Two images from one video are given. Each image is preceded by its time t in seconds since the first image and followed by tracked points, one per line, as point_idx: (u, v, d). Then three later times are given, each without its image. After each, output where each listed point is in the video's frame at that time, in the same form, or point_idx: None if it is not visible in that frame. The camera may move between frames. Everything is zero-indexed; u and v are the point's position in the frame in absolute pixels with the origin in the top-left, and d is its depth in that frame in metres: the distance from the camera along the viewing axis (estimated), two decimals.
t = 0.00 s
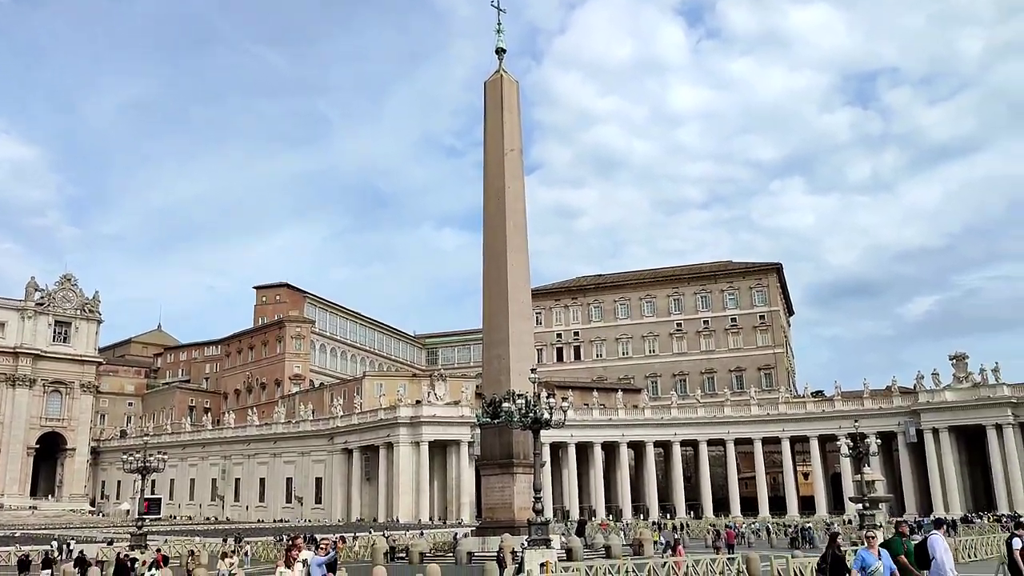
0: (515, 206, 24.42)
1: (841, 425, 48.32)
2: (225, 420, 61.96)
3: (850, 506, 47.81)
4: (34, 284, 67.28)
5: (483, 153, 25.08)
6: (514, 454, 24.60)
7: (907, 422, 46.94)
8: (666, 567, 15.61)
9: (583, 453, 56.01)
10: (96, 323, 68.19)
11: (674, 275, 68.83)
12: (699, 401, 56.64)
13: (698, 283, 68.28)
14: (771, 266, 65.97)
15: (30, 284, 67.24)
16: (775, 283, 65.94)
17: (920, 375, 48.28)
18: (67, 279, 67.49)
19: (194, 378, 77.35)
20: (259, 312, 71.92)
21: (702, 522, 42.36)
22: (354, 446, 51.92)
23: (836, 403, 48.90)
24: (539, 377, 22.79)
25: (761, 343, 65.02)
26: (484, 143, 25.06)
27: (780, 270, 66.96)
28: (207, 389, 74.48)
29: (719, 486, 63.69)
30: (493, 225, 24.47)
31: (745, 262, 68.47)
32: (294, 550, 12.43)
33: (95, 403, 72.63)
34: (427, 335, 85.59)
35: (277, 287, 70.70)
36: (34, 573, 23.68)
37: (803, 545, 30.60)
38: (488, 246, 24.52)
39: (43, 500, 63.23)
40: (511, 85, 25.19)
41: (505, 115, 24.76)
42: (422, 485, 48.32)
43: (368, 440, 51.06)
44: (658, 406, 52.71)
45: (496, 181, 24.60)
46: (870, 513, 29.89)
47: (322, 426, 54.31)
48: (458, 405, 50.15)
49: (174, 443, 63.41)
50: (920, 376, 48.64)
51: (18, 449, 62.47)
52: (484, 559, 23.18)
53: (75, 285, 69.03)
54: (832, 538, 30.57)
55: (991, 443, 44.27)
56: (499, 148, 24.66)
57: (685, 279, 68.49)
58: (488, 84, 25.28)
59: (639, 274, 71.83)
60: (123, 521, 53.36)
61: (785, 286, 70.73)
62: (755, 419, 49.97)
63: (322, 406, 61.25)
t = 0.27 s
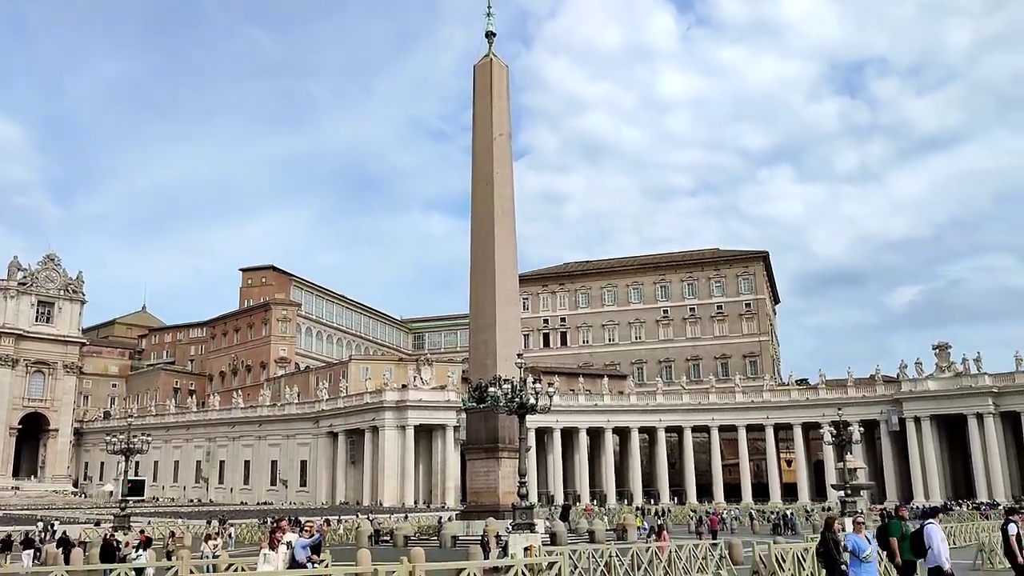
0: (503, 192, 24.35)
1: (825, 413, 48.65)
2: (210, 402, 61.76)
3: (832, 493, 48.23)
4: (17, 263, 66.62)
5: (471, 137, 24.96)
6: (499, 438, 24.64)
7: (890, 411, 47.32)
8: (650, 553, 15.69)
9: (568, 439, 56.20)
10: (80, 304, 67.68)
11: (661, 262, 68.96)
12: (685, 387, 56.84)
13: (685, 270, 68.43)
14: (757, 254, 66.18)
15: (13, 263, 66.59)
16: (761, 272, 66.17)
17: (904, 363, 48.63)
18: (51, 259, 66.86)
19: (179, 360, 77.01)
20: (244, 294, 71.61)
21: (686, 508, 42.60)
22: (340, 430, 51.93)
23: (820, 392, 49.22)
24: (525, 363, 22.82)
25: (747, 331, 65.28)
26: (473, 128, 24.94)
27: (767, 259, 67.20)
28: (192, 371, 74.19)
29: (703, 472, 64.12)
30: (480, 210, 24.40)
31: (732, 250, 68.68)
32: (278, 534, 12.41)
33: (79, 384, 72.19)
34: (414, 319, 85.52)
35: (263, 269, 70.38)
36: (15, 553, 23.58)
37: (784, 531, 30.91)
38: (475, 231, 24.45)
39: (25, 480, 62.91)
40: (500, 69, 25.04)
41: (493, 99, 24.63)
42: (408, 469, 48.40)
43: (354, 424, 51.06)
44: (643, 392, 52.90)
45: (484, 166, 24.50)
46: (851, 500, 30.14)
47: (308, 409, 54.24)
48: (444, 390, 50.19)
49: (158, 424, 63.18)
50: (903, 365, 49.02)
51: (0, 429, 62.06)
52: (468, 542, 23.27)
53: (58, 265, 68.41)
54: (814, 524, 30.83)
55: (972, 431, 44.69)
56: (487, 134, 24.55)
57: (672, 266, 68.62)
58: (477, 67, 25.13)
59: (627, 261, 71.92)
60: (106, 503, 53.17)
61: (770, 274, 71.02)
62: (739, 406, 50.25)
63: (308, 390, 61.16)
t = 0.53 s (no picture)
0: (492, 175, 24.27)
1: (810, 399, 48.92)
2: (196, 383, 61.57)
3: (817, 478, 48.60)
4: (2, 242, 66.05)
5: (461, 120, 24.83)
6: (487, 422, 24.70)
7: (875, 397, 47.66)
8: (635, 535, 15.80)
9: (555, 423, 56.38)
10: (65, 284, 67.22)
11: (650, 248, 69.03)
12: (672, 372, 57.08)
13: (674, 256, 68.51)
14: (746, 241, 66.30)
15: None
16: (749, 258, 66.31)
17: (890, 350, 48.94)
18: (36, 238, 66.32)
19: (165, 341, 76.73)
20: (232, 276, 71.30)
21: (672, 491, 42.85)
22: (327, 412, 51.95)
23: (806, 377, 49.50)
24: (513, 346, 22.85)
25: (735, 317, 65.52)
26: (463, 110, 24.81)
27: (755, 245, 67.35)
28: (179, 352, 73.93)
29: (689, 457, 64.48)
30: (470, 192, 24.32)
31: (721, 236, 68.79)
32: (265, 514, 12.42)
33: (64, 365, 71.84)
34: (402, 302, 85.39)
35: (251, 251, 70.06)
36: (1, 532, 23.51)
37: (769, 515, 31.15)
38: (464, 213, 24.38)
39: (11, 460, 62.69)
40: (491, 51, 24.88)
41: (484, 81, 24.50)
42: (395, 452, 48.47)
43: (341, 406, 51.06)
44: (631, 377, 53.07)
45: (474, 148, 24.40)
46: (835, 485, 30.43)
47: (295, 391, 54.17)
48: (432, 373, 50.22)
49: (145, 405, 62.98)
50: (889, 351, 49.33)
51: None
52: (455, 524, 23.36)
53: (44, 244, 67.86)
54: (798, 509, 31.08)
55: (955, 418, 45.09)
56: (477, 116, 24.44)
57: (661, 252, 68.70)
58: (468, 49, 24.97)
59: (616, 246, 71.96)
60: (92, 483, 53.05)
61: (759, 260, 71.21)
62: (726, 392, 50.50)
63: (295, 371, 61.06)
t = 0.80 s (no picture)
0: (485, 159, 24.20)
1: (800, 385, 49.17)
2: (186, 366, 61.47)
3: (805, 464, 48.94)
4: None
5: (454, 104, 24.72)
6: (478, 406, 24.78)
7: (863, 383, 47.93)
8: (624, 519, 15.90)
9: (546, 407, 56.57)
10: (54, 265, 66.87)
11: (641, 234, 69.07)
12: (662, 358, 57.26)
13: (665, 242, 68.58)
14: (737, 227, 66.41)
15: None
16: (741, 244, 66.43)
17: (879, 337, 49.20)
18: (24, 219, 65.90)
19: (156, 324, 76.50)
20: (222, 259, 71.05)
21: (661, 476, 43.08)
22: (318, 395, 52.01)
23: (795, 364, 49.74)
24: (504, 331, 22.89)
25: (725, 303, 65.68)
26: (455, 94, 24.71)
27: (746, 232, 67.47)
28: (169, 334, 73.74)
29: (678, 442, 64.80)
30: (462, 177, 24.26)
31: (712, 223, 68.89)
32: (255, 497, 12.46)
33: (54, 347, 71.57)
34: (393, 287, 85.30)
35: (242, 233, 69.79)
36: None
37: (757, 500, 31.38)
38: (456, 198, 24.33)
39: None
40: (484, 34, 24.75)
41: (477, 65, 24.37)
42: (385, 435, 48.58)
43: (332, 389, 51.11)
44: (621, 362, 53.24)
45: (467, 133, 24.31)
46: (823, 470, 30.63)
47: (285, 374, 54.16)
48: (423, 357, 50.27)
49: (135, 387, 62.85)
50: (878, 338, 49.59)
51: None
52: (445, 508, 23.46)
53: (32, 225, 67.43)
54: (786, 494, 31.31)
55: (942, 404, 45.43)
56: (469, 100, 24.34)
57: (652, 238, 68.76)
58: (461, 32, 24.82)
59: (608, 231, 71.99)
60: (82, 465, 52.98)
61: (750, 247, 71.36)
62: (716, 377, 50.72)
63: (286, 355, 61.01)
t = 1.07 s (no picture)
0: (479, 143, 24.12)
1: (792, 370, 49.35)
2: (180, 348, 61.39)
3: (797, 448, 49.20)
4: None
5: (448, 88, 24.60)
6: (471, 389, 24.86)
7: (855, 369, 48.12)
8: (616, 503, 15.98)
9: (539, 391, 56.73)
10: (47, 247, 66.58)
11: (636, 218, 69.03)
12: (656, 343, 57.35)
13: (660, 227, 68.56)
14: (732, 213, 66.42)
15: None
16: (735, 230, 66.44)
17: (871, 323, 49.37)
18: (16, 200, 65.53)
19: (149, 306, 76.32)
20: (216, 241, 70.83)
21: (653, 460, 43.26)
22: (312, 378, 52.07)
23: (788, 349, 49.89)
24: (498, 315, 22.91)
25: (719, 288, 65.77)
26: (450, 77, 24.57)
27: (741, 217, 67.47)
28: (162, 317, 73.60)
29: (670, 427, 65.10)
30: (456, 161, 24.17)
31: (707, 208, 68.88)
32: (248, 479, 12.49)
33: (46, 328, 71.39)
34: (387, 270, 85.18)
35: (235, 216, 69.55)
36: None
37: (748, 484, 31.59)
38: (450, 182, 24.25)
39: None
40: (479, 17, 24.60)
41: (472, 47, 24.22)
42: (379, 418, 48.69)
43: (325, 372, 51.17)
44: (614, 347, 53.34)
45: (462, 116, 24.19)
46: (814, 455, 30.79)
47: (279, 356, 54.15)
48: (417, 340, 50.28)
49: (128, 369, 62.76)
50: (871, 324, 49.76)
51: None
52: (438, 492, 23.56)
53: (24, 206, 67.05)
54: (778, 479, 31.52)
55: (934, 390, 45.66)
56: (464, 83, 24.21)
57: (647, 223, 68.75)
58: (456, 15, 24.65)
59: (602, 216, 71.93)
60: (74, 446, 52.95)
61: (744, 232, 71.40)
62: (709, 362, 50.88)
63: (279, 338, 60.96)
